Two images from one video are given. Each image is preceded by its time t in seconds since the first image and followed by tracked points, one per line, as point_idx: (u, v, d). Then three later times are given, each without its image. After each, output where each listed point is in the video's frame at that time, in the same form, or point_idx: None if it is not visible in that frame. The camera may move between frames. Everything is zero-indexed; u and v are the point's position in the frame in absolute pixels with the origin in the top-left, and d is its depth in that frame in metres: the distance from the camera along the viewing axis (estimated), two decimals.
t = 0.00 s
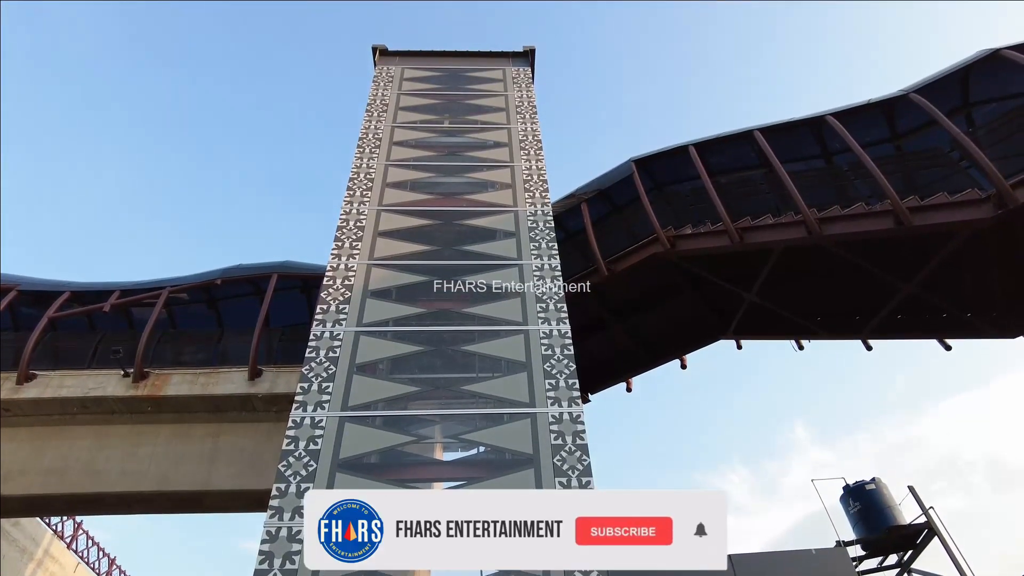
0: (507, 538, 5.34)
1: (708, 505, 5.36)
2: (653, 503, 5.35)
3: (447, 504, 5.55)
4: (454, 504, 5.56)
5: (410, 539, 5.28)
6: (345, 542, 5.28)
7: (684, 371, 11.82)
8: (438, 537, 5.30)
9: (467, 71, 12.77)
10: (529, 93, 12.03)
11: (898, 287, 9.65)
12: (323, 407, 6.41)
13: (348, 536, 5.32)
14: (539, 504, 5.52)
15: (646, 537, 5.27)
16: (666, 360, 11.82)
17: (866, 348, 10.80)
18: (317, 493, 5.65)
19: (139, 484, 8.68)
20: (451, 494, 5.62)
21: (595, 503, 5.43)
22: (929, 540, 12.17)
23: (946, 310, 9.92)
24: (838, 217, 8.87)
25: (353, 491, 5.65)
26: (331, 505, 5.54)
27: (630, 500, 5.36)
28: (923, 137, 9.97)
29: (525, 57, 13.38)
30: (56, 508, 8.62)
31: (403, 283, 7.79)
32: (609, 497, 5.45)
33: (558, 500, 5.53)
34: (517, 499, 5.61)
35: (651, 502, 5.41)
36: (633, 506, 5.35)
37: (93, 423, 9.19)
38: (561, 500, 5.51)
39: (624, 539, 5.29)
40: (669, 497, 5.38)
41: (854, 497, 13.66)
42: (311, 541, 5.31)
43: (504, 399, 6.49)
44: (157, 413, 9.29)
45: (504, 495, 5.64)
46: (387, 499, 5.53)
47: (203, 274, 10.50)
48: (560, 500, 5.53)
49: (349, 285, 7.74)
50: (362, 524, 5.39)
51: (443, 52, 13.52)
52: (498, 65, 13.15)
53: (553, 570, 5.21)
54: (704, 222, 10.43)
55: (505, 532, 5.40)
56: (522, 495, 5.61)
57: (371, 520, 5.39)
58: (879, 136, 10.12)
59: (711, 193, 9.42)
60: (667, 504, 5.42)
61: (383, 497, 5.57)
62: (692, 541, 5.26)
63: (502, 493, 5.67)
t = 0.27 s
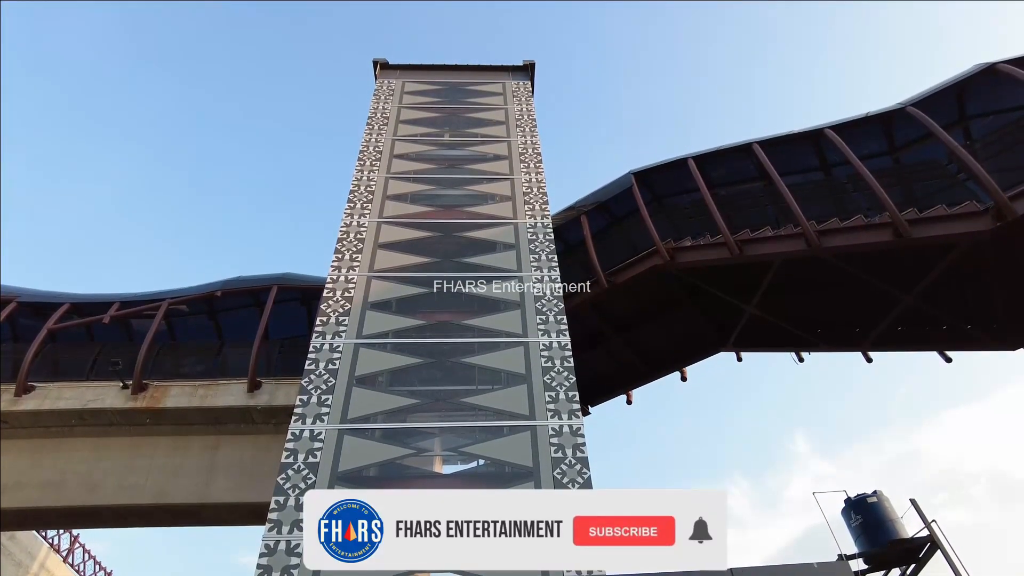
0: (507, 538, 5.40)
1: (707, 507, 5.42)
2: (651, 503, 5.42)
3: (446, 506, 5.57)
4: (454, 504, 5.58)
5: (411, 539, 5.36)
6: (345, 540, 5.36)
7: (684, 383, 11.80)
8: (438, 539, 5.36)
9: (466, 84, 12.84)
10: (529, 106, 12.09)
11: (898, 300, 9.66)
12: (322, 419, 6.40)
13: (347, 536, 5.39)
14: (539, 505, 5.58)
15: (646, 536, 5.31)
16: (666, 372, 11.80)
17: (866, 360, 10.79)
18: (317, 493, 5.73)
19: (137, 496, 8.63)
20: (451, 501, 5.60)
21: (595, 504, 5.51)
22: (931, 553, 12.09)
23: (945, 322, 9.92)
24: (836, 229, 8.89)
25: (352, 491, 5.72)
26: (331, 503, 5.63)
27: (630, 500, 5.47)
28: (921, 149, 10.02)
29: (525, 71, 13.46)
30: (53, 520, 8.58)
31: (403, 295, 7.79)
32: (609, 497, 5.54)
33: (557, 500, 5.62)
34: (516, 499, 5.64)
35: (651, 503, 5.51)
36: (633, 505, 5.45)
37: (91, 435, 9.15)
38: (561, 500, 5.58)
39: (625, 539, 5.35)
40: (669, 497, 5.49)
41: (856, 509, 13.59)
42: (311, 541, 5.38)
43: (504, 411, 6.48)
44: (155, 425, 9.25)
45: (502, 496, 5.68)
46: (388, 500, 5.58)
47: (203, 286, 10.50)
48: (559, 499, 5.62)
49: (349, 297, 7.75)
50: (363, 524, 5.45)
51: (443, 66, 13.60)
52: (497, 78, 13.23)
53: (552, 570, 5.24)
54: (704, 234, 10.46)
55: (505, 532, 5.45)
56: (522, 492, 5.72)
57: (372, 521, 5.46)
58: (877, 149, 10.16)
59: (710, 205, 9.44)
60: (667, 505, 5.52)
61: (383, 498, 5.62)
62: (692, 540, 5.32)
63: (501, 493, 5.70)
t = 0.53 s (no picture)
0: (507, 538, 5.40)
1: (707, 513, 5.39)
2: (652, 503, 5.40)
3: (446, 505, 5.58)
4: (454, 504, 5.59)
5: (410, 539, 5.36)
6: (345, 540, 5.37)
7: (684, 392, 11.77)
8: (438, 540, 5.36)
9: (467, 94, 12.89)
10: (529, 115, 12.12)
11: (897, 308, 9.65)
12: (321, 427, 6.39)
13: (348, 537, 5.40)
14: (539, 505, 5.60)
15: (646, 536, 5.29)
16: (666, 380, 11.77)
17: (867, 368, 10.77)
18: (317, 496, 5.75)
19: (135, 505, 8.59)
20: (451, 503, 5.59)
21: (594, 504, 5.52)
22: (933, 563, 12.03)
23: (946, 330, 9.91)
24: (835, 238, 8.90)
25: (352, 491, 5.76)
26: (331, 502, 5.67)
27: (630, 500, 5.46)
28: (919, 158, 10.04)
29: (525, 80, 13.50)
30: (51, 529, 8.54)
31: (403, 303, 7.79)
32: (609, 497, 5.54)
33: (557, 500, 5.64)
34: (516, 500, 5.67)
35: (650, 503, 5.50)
36: (633, 505, 5.45)
37: (90, 444, 9.12)
38: (561, 500, 5.61)
39: (625, 539, 5.33)
40: (669, 497, 5.49)
41: (857, 519, 13.54)
42: (311, 540, 5.41)
43: (503, 420, 6.46)
44: (154, 434, 9.22)
45: (502, 497, 5.71)
46: (388, 500, 5.62)
47: (203, 295, 10.50)
48: (560, 500, 5.64)
49: (349, 305, 7.74)
50: (363, 525, 5.46)
51: (444, 76, 13.65)
52: (497, 88, 13.28)
53: (551, 570, 5.21)
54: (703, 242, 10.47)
55: (505, 532, 5.45)
56: (522, 493, 5.73)
57: (372, 521, 5.47)
58: (876, 157, 10.19)
59: (710, 214, 9.45)
60: (667, 506, 5.51)
61: (383, 498, 5.65)
62: (693, 540, 5.30)
63: (502, 493, 5.73)
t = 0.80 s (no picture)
0: (507, 538, 5.39)
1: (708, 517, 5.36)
2: (653, 503, 5.38)
3: (446, 505, 5.57)
4: (454, 504, 5.58)
5: (410, 538, 5.35)
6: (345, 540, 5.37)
7: (684, 396, 11.75)
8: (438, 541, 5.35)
9: (467, 99, 12.91)
10: (529, 121, 12.14)
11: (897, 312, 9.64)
12: (320, 432, 6.38)
13: (348, 537, 5.40)
14: (539, 506, 5.59)
15: (645, 536, 5.27)
16: (666, 385, 11.75)
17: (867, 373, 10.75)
18: (316, 499, 5.74)
19: (133, 510, 8.57)
20: (452, 503, 5.58)
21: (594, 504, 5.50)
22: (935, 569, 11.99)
23: (946, 335, 9.89)
24: (835, 242, 8.90)
25: (352, 492, 5.76)
26: (331, 502, 5.68)
27: (630, 500, 5.44)
28: (919, 162, 10.05)
29: (525, 85, 13.53)
30: (48, 534, 8.51)
31: (402, 307, 7.79)
32: (609, 497, 5.51)
33: (557, 500, 5.63)
34: (516, 502, 5.66)
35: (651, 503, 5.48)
36: (633, 505, 5.42)
37: (88, 449, 9.09)
38: (561, 501, 5.59)
39: (625, 538, 5.31)
40: (669, 496, 5.46)
41: (858, 525, 13.50)
42: (311, 540, 5.41)
43: (503, 424, 6.45)
44: (152, 438, 9.20)
45: (502, 498, 5.69)
46: (388, 499, 5.61)
47: (203, 299, 10.49)
48: (560, 500, 5.63)
49: (349, 309, 7.74)
50: (363, 525, 5.45)
51: (444, 81, 13.68)
52: (498, 93, 13.30)
53: (551, 570, 5.21)
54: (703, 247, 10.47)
55: (504, 532, 5.44)
56: (522, 494, 5.72)
57: (372, 521, 5.46)
58: (876, 162, 10.20)
59: (709, 218, 9.45)
60: (667, 505, 5.48)
61: (383, 498, 5.65)
62: (693, 540, 5.27)
63: (502, 493, 5.73)
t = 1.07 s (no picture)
0: (507, 538, 5.39)
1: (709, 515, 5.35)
2: (653, 503, 5.36)
3: (446, 504, 5.54)
4: (454, 503, 5.55)
5: (410, 538, 5.34)
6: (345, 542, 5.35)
7: (684, 399, 11.73)
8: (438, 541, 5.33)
9: (467, 102, 12.91)
10: (529, 123, 12.15)
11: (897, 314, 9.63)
12: (320, 433, 6.37)
13: (347, 540, 5.36)
14: (539, 506, 5.59)
15: (645, 536, 5.25)
16: (666, 388, 11.73)
17: (867, 375, 10.73)
18: (316, 501, 5.73)
19: (133, 513, 8.55)
20: (453, 502, 5.56)
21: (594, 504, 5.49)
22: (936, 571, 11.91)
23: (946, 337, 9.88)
24: (835, 244, 8.90)
25: (352, 492, 5.75)
26: (331, 502, 5.67)
27: (630, 500, 5.42)
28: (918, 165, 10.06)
29: (525, 88, 13.54)
30: (47, 537, 8.49)
31: (402, 309, 7.78)
32: (609, 497, 5.49)
33: (557, 501, 5.63)
34: (516, 503, 5.64)
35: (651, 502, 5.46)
36: (633, 505, 5.39)
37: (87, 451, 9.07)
38: (561, 501, 5.58)
39: (624, 538, 5.31)
40: (669, 496, 5.43)
41: (858, 527, 13.47)
42: (311, 540, 5.40)
43: (503, 426, 6.44)
44: (152, 441, 9.18)
45: (502, 498, 5.68)
46: (388, 499, 5.60)
47: (203, 302, 10.48)
48: (560, 500, 5.62)
49: (349, 311, 7.74)
50: (362, 526, 5.44)
51: (444, 83, 13.69)
52: (498, 96, 13.32)
53: (551, 570, 5.20)
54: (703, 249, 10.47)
55: (505, 532, 5.43)
56: (522, 495, 5.71)
57: (372, 522, 5.44)
58: (875, 164, 10.20)
59: (709, 220, 9.44)
60: (667, 505, 5.46)
61: (384, 498, 5.64)
62: (693, 540, 5.25)
63: (503, 493, 5.72)
